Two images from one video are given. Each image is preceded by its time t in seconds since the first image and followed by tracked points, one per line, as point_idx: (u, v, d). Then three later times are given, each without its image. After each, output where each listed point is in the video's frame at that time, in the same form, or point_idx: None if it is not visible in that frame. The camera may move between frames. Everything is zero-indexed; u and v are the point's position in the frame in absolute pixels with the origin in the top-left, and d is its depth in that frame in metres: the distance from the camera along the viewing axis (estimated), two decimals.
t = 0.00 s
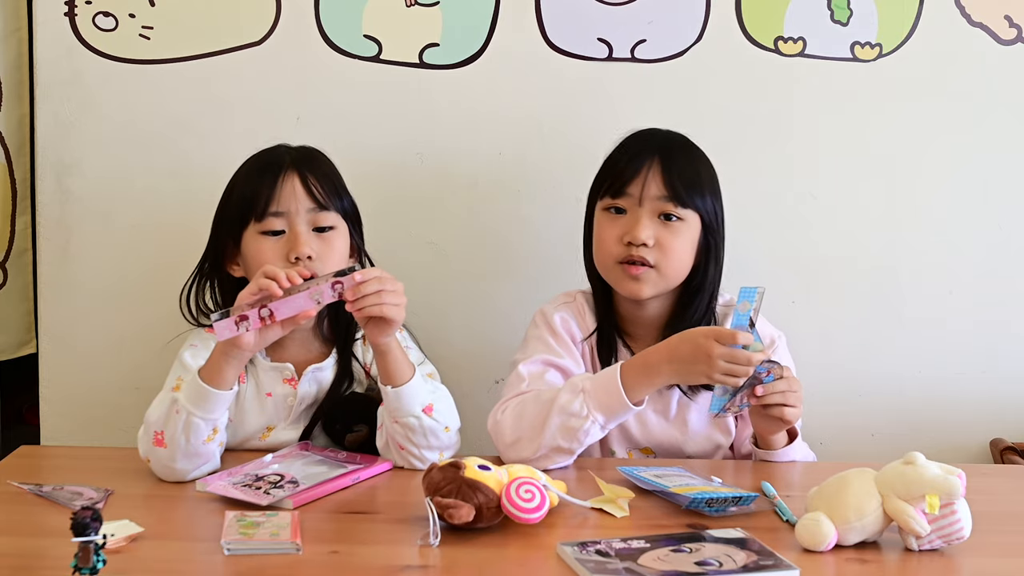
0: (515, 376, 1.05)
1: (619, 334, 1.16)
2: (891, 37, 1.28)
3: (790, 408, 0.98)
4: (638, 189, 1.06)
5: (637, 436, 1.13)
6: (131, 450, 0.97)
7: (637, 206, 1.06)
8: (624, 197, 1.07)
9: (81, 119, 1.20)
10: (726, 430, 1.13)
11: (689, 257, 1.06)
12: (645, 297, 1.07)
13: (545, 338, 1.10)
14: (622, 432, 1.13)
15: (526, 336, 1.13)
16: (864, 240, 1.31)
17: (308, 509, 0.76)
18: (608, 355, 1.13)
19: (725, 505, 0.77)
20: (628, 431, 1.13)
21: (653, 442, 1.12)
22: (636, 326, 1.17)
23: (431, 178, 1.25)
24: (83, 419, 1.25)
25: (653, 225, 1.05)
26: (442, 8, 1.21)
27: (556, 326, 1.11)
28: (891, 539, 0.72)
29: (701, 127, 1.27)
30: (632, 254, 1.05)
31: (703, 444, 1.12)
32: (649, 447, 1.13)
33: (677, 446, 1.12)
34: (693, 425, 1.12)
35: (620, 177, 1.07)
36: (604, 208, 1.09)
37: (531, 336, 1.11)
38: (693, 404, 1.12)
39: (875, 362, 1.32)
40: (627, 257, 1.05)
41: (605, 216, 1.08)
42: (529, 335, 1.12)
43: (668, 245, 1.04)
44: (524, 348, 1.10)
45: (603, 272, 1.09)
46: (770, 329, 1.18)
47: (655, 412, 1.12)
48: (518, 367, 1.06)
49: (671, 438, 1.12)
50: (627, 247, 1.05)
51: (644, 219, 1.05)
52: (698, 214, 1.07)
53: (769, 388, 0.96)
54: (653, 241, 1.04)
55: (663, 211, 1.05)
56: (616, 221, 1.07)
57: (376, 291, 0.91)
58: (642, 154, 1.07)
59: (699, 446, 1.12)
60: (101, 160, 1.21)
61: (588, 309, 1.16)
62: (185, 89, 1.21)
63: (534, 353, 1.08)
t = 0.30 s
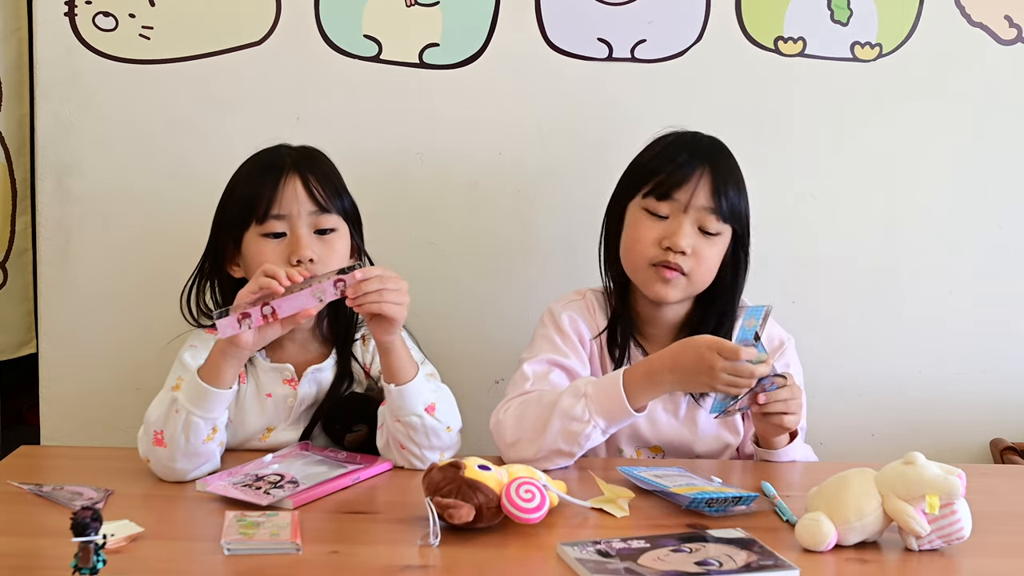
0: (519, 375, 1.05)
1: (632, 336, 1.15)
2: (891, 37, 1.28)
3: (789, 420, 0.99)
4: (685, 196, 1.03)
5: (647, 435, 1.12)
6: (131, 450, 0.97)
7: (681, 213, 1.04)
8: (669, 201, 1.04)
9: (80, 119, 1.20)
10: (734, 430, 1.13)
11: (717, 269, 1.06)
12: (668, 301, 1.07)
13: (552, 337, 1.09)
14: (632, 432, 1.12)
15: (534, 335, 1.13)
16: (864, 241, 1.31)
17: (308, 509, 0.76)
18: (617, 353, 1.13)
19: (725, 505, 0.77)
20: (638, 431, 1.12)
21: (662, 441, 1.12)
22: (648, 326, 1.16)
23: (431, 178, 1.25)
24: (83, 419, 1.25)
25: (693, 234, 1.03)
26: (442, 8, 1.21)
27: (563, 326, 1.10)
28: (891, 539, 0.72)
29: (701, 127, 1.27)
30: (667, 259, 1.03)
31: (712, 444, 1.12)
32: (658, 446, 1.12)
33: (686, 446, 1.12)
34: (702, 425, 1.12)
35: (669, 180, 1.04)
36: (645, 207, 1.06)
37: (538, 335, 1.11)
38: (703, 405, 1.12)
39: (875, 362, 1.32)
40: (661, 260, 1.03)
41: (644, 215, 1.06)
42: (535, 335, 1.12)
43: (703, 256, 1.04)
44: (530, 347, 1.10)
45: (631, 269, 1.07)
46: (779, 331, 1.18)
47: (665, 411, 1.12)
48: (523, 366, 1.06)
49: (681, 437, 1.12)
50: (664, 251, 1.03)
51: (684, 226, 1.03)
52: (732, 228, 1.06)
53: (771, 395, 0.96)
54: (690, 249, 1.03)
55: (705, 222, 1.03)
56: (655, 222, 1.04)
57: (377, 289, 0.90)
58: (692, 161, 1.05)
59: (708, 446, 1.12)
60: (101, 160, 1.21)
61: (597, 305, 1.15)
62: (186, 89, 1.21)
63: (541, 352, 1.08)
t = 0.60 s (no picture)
0: (519, 375, 1.05)
1: (641, 337, 1.14)
2: (891, 37, 1.28)
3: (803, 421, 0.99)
4: (717, 209, 1.03)
5: (650, 435, 1.11)
6: (131, 450, 0.97)
7: (711, 226, 1.03)
8: (702, 213, 1.03)
9: (81, 119, 1.20)
10: (736, 430, 1.13)
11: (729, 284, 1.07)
12: (681, 309, 1.07)
13: (552, 337, 1.09)
14: (635, 432, 1.12)
15: (535, 335, 1.13)
16: (865, 241, 1.31)
17: (308, 509, 0.76)
18: (622, 352, 1.12)
19: (725, 505, 0.77)
20: (641, 431, 1.11)
21: (665, 440, 1.12)
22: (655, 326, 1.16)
23: (432, 178, 1.25)
24: (83, 419, 1.25)
25: (719, 248, 1.03)
26: (442, 8, 1.21)
27: (564, 326, 1.10)
28: (891, 539, 0.72)
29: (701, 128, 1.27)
30: (690, 269, 1.03)
31: (714, 444, 1.12)
32: (661, 446, 1.12)
33: (688, 446, 1.12)
34: (704, 425, 1.12)
35: (707, 191, 1.03)
36: (674, 213, 1.04)
37: (538, 335, 1.11)
38: (706, 404, 1.12)
39: (875, 362, 1.33)
40: (684, 269, 1.03)
41: (673, 221, 1.04)
42: (536, 334, 1.12)
43: (723, 271, 1.04)
44: (531, 347, 1.10)
45: (651, 272, 1.06)
46: (781, 333, 1.18)
47: (668, 410, 1.12)
48: (523, 366, 1.06)
49: (683, 437, 1.11)
50: (689, 261, 1.02)
51: (712, 240, 1.03)
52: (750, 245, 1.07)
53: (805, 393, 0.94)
54: (714, 264, 1.02)
55: (730, 238, 1.04)
56: (684, 230, 1.03)
57: (380, 288, 0.92)
58: (732, 178, 1.04)
59: (710, 446, 1.12)
60: (101, 160, 1.21)
61: (598, 305, 1.16)
62: (186, 89, 1.21)
63: (540, 351, 1.08)
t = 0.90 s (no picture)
0: (521, 375, 1.05)
1: (647, 335, 1.14)
2: (891, 37, 1.28)
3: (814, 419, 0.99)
4: (731, 215, 1.03)
5: (653, 433, 1.11)
6: (131, 450, 0.97)
7: (724, 231, 1.03)
8: (716, 217, 1.03)
9: (81, 119, 1.20)
10: (738, 430, 1.14)
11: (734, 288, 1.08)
12: (686, 311, 1.07)
13: (553, 338, 1.09)
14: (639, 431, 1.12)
15: (536, 335, 1.13)
16: (865, 240, 1.31)
17: (308, 509, 0.76)
18: (627, 349, 1.12)
19: (725, 505, 0.77)
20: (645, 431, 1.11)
21: (668, 439, 1.12)
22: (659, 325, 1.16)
23: (432, 178, 1.25)
24: (83, 419, 1.25)
25: (729, 254, 1.03)
26: (442, 8, 1.21)
27: (565, 327, 1.10)
28: (891, 539, 0.72)
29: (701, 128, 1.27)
30: (699, 272, 1.03)
31: (718, 443, 1.12)
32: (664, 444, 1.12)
33: (691, 445, 1.12)
34: (708, 424, 1.12)
35: (723, 196, 1.02)
36: (687, 215, 1.04)
37: (540, 335, 1.11)
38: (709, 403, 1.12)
39: (875, 362, 1.33)
40: (693, 272, 1.03)
41: (686, 224, 1.04)
42: (538, 334, 1.12)
43: (731, 276, 1.04)
44: (533, 347, 1.10)
45: (659, 273, 1.06)
46: (783, 333, 1.19)
47: (672, 409, 1.12)
48: (525, 365, 1.06)
49: (687, 435, 1.11)
50: (699, 264, 1.02)
51: (723, 244, 1.03)
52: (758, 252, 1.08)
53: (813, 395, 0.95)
54: (723, 268, 1.03)
55: (740, 244, 1.04)
56: (696, 234, 1.03)
57: (380, 286, 0.92)
58: (749, 183, 1.04)
59: (713, 445, 1.12)
60: (101, 160, 1.21)
61: (602, 306, 1.15)
62: (186, 89, 1.21)
63: (542, 352, 1.08)
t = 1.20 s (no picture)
0: (526, 373, 1.05)
1: (654, 331, 1.13)
2: (891, 37, 1.28)
3: (815, 422, 0.99)
4: (738, 213, 1.03)
5: (661, 429, 1.11)
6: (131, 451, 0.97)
7: (730, 228, 1.03)
8: (723, 215, 1.02)
9: (81, 119, 1.20)
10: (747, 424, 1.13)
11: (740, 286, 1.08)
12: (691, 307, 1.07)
13: (559, 336, 1.09)
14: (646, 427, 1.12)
15: (541, 334, 1.13)
16: (865, 240, 1.31)
17: (308, 509, 0.76)
18: (634, 345, 1.12)
19: (725, 505, 0.77)
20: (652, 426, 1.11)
21: (675, 434, 1.12)
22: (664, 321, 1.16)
23: (432, 178, 1.25)
24: (83, 419, 1.25)
25: (735, 251, 1.03)
26: (442, 8, 1.21)
27: (571, 325, 1.10)
28: (891, 539, 0.72)
29: (701, 128, 1.27)
30: (705, 269, 1.03)
31: (725, 437, 1.12)
32: (673, 438, 1.12)
33: (696, 440, 1.12)
34: (715, 417, 1.12)
35: (730, 194, 1.02)
36: (694, 212, 1.04)
37: (545, 334, 1.11)
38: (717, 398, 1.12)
39: (875, 362, 1.33)
40: (699, 269, 1.03)
41: (692, 221, 1.04)
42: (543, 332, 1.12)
43: (736, 274, 1.04)
44: (538, 345, 1.10)
45: (665, 269, 1.06)
46: (787, 326, 1.19)
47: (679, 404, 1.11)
48: (530, 363, 1.06)
49: (694, 429, 1.11)
50: (705, 261, 1.02)
51: (729, 242, 1.03)
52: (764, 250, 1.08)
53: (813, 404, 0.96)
54: (728, 266, 1.03)
55: (746, 242, 1.04)
56: (702, 231, 1.03)
57: (387, 283, 0.93)
58: (756, 182, 1.04)
59: (721, 438, 1.12)
60: (100, 160, 1.21)
61: (609, 304, 1.15)
62: (186, 89, 1.21)
63: (545, 351, 1.07)
